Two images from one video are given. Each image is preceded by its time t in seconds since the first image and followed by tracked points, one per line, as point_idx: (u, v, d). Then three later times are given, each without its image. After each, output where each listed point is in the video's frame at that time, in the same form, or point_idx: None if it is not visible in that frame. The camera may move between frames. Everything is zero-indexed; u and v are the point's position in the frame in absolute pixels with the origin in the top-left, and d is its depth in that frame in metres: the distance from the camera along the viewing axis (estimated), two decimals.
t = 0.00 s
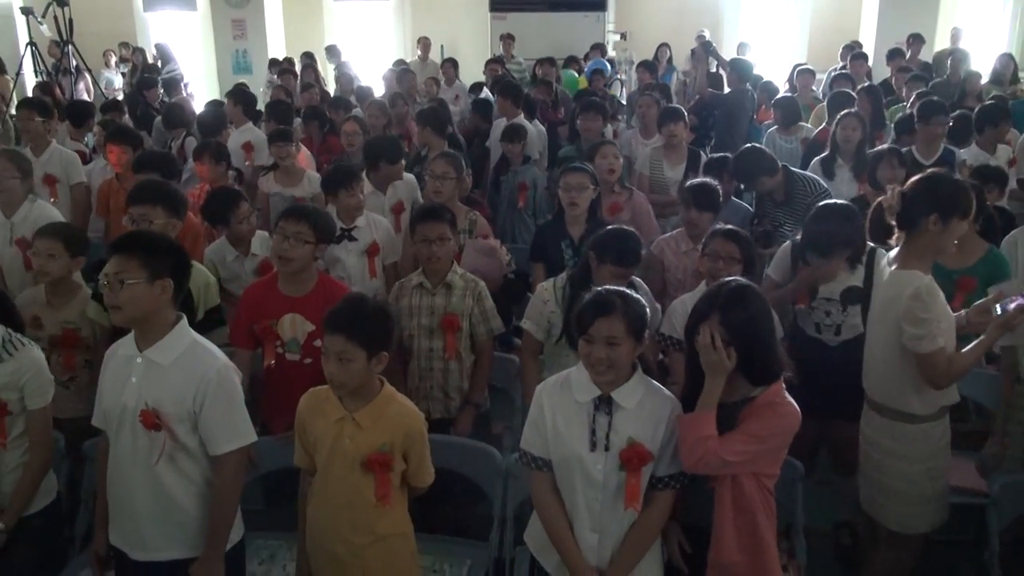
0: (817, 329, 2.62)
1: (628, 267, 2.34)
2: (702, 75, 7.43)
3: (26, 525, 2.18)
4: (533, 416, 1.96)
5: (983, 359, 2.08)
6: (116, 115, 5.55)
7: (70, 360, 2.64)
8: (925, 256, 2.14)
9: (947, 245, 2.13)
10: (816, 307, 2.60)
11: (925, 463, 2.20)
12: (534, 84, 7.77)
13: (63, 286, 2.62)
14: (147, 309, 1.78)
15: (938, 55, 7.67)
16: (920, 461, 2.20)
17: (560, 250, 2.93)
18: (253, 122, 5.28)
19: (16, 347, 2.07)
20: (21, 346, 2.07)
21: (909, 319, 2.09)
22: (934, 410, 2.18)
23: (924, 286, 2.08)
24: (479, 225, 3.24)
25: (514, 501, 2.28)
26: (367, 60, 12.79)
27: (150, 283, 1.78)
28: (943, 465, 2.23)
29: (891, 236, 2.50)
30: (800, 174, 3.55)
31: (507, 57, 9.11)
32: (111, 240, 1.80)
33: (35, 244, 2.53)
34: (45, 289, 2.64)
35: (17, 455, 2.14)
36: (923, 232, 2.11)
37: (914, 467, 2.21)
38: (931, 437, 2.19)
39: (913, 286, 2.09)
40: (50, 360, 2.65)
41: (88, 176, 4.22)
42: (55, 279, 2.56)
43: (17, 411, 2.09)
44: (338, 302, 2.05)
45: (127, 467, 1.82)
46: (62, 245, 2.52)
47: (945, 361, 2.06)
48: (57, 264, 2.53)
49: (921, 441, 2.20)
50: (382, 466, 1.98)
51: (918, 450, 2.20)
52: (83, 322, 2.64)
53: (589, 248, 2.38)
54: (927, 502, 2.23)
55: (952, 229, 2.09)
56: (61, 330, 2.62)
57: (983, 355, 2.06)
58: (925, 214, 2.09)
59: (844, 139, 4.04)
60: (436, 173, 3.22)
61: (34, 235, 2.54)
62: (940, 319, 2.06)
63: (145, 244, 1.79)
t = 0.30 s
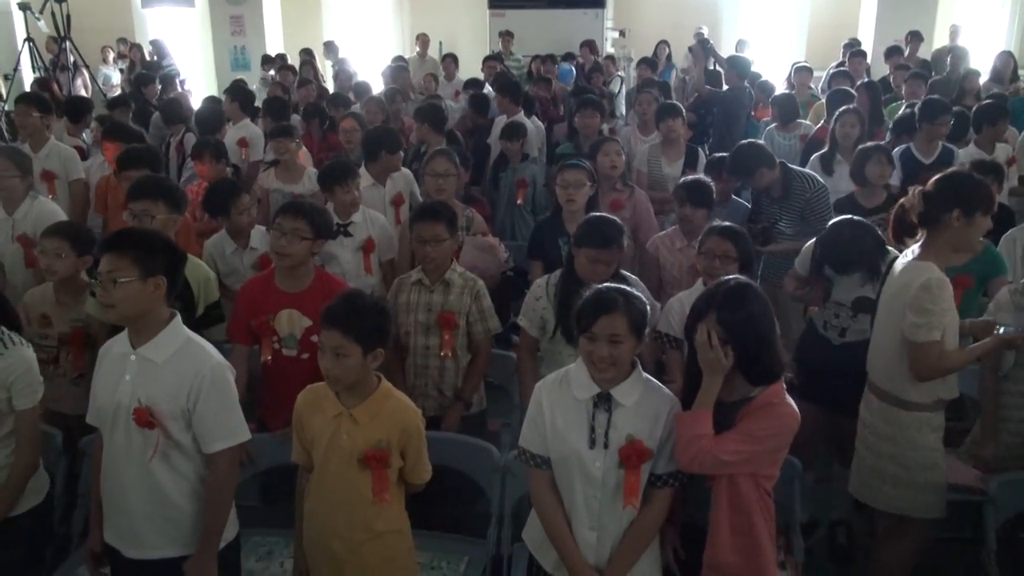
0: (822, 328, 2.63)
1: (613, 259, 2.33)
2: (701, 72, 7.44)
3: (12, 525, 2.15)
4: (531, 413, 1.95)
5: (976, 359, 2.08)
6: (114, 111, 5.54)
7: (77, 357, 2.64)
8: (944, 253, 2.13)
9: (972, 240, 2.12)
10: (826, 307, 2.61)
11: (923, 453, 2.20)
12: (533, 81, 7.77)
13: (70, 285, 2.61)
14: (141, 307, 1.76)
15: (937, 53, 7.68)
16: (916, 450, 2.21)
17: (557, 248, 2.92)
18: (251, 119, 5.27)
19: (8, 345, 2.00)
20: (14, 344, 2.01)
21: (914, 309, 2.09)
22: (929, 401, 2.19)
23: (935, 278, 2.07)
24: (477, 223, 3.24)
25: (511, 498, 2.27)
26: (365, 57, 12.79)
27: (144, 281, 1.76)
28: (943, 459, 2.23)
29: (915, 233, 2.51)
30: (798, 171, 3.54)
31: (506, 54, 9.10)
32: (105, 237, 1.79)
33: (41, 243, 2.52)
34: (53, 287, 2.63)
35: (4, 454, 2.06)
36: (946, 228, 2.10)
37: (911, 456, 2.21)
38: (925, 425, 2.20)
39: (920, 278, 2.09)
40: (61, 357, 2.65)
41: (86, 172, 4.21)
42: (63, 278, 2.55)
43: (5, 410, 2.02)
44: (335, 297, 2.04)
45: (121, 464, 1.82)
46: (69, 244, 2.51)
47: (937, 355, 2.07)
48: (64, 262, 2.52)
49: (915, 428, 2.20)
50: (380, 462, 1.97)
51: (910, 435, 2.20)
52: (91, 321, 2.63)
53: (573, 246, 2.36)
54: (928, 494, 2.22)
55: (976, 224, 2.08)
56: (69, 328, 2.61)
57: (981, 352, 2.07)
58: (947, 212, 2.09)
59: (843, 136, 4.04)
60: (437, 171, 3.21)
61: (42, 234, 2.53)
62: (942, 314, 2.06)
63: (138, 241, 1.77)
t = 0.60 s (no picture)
0: (817, 326, 2.63)
1: (595, 249, 2.32)
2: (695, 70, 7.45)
3: None
4: (524, 410, 1.94)
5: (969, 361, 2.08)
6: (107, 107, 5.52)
7: (73, 350, 2.62)
8: (951, 252, 2.11)
9: (980, 240, 2.09)
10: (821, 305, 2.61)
11: (911, 448, 2.21)
12: (527, 78, 7.77)
13: (66, 278, 2.60)
14: (127, 307, 1.75)
15: (930, 52, 7.69)
16: (904, 445, 2.21)
17: (550, 245, 2.92)
18: (245, 115, 5.26)
19: None
20: None
21: (908, 305, 2.10)
22: (919, 397, 2.19)
23: (932, 276, 2.08)
24: (469, 221, 3.23)
25: (503, 497, 2.27)
26: (360, 54, 12.77)
27: (129, 281, 1.74)
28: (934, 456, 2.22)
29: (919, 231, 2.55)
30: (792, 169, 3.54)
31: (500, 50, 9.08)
32: (91, 235, 1.77)
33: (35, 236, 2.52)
34: (50, 281, 2.61)
35: None
36: (953, 226, 2.07)
37: (899, 451, 2.22)
38: (914, 420, 2.20)
39: (920, 274, 2.09)
40: (56, 350, 2.65)
41: (78, 168, 4.20)
42: (57, 270, 2.54)
43: None
44: (327, 294, 2.05)
45: (108, 464, 1.81)
46: (61, 237, 2.50)
47: (929, 352, 2.08)
48: (57, 255, 2.51)
49: (904, 422, 2.21)
50: (373, 459, 1.97)
51: (899, 430, 2.21)
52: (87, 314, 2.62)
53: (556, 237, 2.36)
54: (921, 489, 2.22)
55: (984, 224, 2.06)
56: (64, 321, 2.60)
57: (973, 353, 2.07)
58: (955, 209, 2.05)
59: (837, 135, 4.05)
60: (428, 167, 3.21)
61: (36, 227, 2.53)
62: (937, 312, 2.07)
63: (123, 240, 1.75)
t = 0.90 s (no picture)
0: (809, 322, 2.63)
1: (578, 243, 2.31)
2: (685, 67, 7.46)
3: None
4: (512, 409, 1.93)
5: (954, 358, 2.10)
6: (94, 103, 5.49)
7: (58, 345, 2.61)
8: (924, 251, 2.11)
9: (954, 245, 2.09)
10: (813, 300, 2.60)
11: (894, 445, 2.21)
12: (516, 76, 7.76)
13: (48, 273, 2.57)
14: (110, 309, 1.75)
15: (917, 51, 7.73)
16: (890, 443, 2.22)
17: (538, 244, 2.91)
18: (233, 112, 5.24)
19: None
20: None
21: (886, 304, 2.11)
22: (908, 396, 2.19)
23: (904, 273, 2.08)
24: (455, 218, 3.23)
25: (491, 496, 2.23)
26: (349, 51, 12.73)
27: (112, 282, 1.74)
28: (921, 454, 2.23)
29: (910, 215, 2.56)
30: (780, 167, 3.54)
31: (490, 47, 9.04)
32: (73, 234, 1.76)
33: (18, 232, 2.49)
34: (33, 275, 2.59)
35: None
36: (934, 226, 2.07)
37: (885, 446, 2.23)
38: (902, 420, 2.20)
39: (894, 271, 2.10)
40: (40, 345, 2.63)
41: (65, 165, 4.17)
42: (40, 265, 2.51)
43: None
44: (317, 291, 2.04)
45: (91, 466, 1.81)
46: (45, 234, 2.47)
47: (912, 350, 2.09)
48: (38, 250, 2.48)
49: (891, 421, 2.21)
50: (363, 457, 1.97)
51: (886, 428, 2.22)
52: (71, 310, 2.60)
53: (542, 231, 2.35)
54: (910, 486, 2.23)
55: (963, 230, 2.05)
56: (47, 316, 2.58)
57: (957, 349, 2.08)
58: (942, 209, 2.04)
59: (828, 135, 4.06)
60: (414, 164, 3.20)
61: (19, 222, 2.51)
62: (916, 309, 2.07)
63: (105, 241, 1.74)
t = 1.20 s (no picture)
0: (799, 326, 2.63)
1: (561, 239, 2.30)
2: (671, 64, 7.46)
3: None
4: (499, 409, 1.92)
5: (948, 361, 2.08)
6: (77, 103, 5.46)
7: (36, 344, 2.59)
8: (904, 258, 2.12)
9: (933, 255, 2.09)
10: (804, 298, 2.60)
11: (884, 455, 2.23)
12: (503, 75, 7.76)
13: (22, 273, 2.55)
14: (90, 311, 1.74)
15: (901, 49, 7.76)
16: (881, 457, 2.23)
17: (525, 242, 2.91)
18: (218, 112, 5.22)
19: None
20: None
21: (868, 315, 2.12)
22: (898, 407, 2.20)
23: (882, 283, 2.10)
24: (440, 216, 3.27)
25: (479, 497, 2.25)
26: (336, 49, 12.69)
27: (92, 283, 1.73)
28: (914, 464, 2.24)
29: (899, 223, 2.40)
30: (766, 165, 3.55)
31: (477, 46, 9.03)
32: (53, 236, 1.75)
33: None
34: (7, 275, 2.56)
35: None
36: (917, 233, 2.07)
37: (875, 457, 2.24)
38: (893, 430, 2.21)
39: (874, 281, 2.11)
40: (16, 346, 2.60)
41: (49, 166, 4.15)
42: (13, 265, 2.51)
43: None
44: (304, 291, 2.03)
45: (72, 470, 1.80)
46: (16, 233, 2.49)
47: (902, 357, 2.08)
48: (10, 251, 2.49)
49: (882, 431, 2.22)
50: (350, 458, 1.95)
51: (877, 439, 2.23)
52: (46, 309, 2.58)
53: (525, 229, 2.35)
54: (901, 496, 2.24)
55: (942, 241, 2.05)
56: (23, 316, 2.55)
57: (947, 352, 2.06)
58: (920, 218, 2.05)
59: (815, 133, 4.06)
60: (396, 164, 3.20)
61: None
62: (899, 317, 2.07)
63: (85, 242, 1.73)
